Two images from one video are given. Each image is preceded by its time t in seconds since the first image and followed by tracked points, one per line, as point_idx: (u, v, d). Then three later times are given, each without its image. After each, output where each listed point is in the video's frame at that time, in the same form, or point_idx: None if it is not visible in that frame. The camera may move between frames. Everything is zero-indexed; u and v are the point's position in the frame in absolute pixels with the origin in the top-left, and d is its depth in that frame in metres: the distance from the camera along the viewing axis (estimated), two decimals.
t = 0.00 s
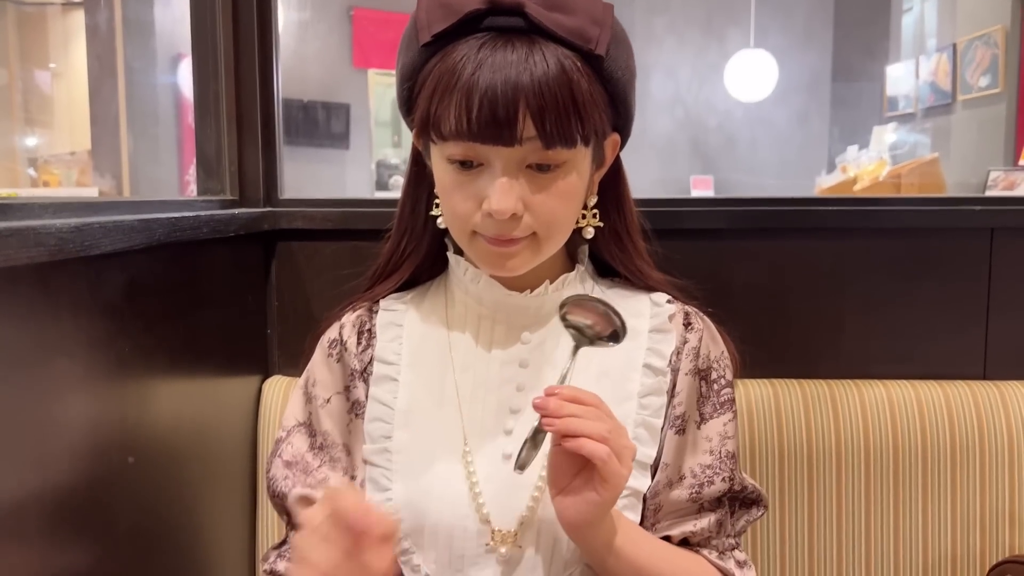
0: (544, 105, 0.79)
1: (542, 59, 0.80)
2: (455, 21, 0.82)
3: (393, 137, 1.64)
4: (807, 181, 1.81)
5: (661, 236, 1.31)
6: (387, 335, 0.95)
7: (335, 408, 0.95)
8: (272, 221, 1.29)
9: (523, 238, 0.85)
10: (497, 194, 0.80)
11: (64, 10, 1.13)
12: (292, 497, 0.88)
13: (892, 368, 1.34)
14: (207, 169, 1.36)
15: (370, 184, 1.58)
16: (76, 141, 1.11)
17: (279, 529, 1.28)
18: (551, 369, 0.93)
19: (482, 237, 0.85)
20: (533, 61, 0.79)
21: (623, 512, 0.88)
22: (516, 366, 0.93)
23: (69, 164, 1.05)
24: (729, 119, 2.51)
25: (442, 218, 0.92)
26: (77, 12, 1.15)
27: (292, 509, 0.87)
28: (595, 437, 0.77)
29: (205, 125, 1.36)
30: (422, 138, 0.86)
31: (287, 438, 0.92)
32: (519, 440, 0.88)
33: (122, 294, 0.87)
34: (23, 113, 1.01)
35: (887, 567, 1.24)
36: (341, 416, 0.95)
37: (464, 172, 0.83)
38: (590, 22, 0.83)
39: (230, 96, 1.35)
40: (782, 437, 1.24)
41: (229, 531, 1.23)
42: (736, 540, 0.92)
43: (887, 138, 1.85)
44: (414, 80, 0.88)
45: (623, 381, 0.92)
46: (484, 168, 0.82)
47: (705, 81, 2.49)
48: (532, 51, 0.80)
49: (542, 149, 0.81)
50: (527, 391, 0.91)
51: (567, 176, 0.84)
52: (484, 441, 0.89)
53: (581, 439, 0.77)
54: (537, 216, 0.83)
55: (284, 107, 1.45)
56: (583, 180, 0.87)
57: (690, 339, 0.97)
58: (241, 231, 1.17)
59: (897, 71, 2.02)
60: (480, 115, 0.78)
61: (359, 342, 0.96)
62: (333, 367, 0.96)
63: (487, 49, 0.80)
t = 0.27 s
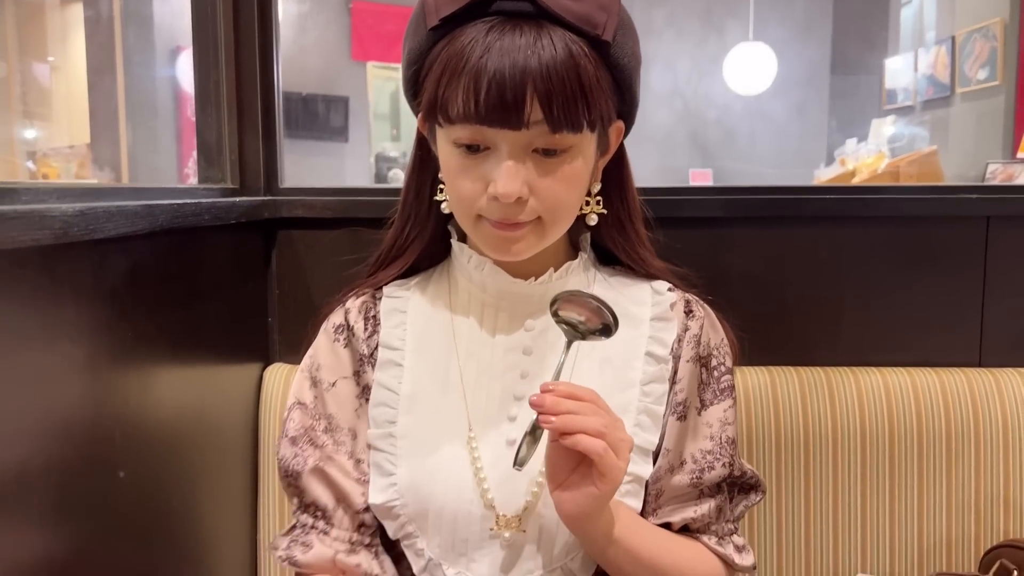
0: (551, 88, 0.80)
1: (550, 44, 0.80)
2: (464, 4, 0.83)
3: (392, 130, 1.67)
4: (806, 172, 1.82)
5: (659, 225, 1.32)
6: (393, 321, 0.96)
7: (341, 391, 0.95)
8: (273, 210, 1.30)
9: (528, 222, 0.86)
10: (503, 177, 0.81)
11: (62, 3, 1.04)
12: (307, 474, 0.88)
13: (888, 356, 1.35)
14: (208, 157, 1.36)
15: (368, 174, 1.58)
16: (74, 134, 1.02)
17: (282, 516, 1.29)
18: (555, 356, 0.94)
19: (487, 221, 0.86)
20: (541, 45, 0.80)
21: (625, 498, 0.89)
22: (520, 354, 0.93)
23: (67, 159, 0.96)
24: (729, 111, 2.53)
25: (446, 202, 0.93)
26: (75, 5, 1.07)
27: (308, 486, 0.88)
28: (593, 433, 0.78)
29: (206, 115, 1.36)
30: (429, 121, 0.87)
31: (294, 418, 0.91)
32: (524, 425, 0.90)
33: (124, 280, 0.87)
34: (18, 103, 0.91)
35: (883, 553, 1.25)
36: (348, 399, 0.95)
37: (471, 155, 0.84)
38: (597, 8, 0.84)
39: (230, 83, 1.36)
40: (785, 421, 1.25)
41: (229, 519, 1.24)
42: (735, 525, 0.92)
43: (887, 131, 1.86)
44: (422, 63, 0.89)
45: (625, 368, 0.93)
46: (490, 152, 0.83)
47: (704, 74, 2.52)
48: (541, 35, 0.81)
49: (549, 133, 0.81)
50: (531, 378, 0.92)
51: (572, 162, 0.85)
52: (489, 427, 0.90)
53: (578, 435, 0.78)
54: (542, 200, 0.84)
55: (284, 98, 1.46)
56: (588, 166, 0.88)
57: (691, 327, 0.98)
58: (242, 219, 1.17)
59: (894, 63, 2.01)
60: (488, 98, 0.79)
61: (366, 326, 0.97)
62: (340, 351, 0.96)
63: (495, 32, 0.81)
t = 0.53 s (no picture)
0: (557, 81, 0.83)
1: (555, 37, 0.84)
2: None
3: (392, 124, 1.73)
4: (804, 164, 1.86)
5: (656, 214, 1.36)
6: (400, 305, 0.99)
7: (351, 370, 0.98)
8: (278, 199, 1.33)
9: (532, 210, 0.89)
10: (508, 166, 0.85)
11: None
12: (327, 445, 0.92)
13: (878, 341, 1.38)
14: (214, 147, 1.40)
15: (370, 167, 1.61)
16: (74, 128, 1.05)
17: (288, 499, 1.31)
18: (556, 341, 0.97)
19: (492, 209, 0.89)
20: (547, 38, 0.83)
21: (625, 476, 0.92)
22: (524, 338, 0.97)
23: (68, 150, 0.98)
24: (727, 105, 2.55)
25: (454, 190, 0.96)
26: None
27: (329, 457, 0.91)
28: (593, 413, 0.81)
29: (213, 105, 1.40)
30: (436, 111, 0.90)
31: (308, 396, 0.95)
32: (528, 407, 0.94)
33: (139, 264, 0.91)
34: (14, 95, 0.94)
35: (872, 533, 1.29)
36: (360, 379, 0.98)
37: (477, 145, 0.87)
38: (602, 3, 0.87)
39: (237, 75, 1.39)
40: (781, 404, 1.29)
41: (236, 502, 1.27)
42: (728, 501, 0.96)
43: (883, 124, 1.87)
44: (430, 55, 0.92)
45: (625, 351, 0.96)
46: (496, 142, 0.86)
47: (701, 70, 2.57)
48: (546, 30, 0.84)
49: (554, 124, 0.85)
50: (534, 360, 0.96)
51: (575, 152, 0.88)
52: (495, 408, 0.94)
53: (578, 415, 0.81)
54: (546, 189, 0.88)
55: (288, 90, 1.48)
56: (591, 156, 0.91)
57: (687, 312, 1.01)
58: (249, 207, 1.21)
59: (892, 58, 2.07)
60: (496, 90, 0.82)
61: (375, 310, 1.01)
62: (351, 333, 1.00)
63: (503, 26, 0.84)
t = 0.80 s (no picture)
0: (561, 75, 0.87)
1: (560, 33, 0.88)
2: None
3: (390, 117, 1.76)
4: (799, 155, 1.89)
5: (651, 202, 1.40)
6: (405, 289, 1.04)
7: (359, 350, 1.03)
8: (284, 187, 1.37)
9: (534, 198, 0.93)
10: (513, 155, 0.89)
11: None
12: (334, 420, 0.97)
13: (866, 326, 1.43)
14: (223, 137, 1.43)
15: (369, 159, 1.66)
16: (74, 121, 1.03)
17: (295, 479, 1.36)
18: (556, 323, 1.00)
19: (496, 195, 0.93)
20: (552, 33, 0.87)
21: (620, 452, 0.95)
22: (524, 320, 1.01)
23: (69, 142, 0.96)
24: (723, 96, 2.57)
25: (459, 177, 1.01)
26: None
27: (336, 432, 0.96)
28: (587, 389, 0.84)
29: (221, 97, 1.43)
30: (444, 102, 0.94)
31: (317, 373, 1.00)
32: (527, 385, 0.97)
33: (155, 248, 0.95)
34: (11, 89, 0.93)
35: (857, 510, 1.34)
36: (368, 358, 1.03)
37: (483, 135, 0.92)
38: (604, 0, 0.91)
39: (243, 68, 1.43)
40: (774, 386, 1.33)
41: (246, 483, 1.31)
42: (719, 477, 1.00)
43: (881, 117, 1.93)
44: (439, 47, 0.96)
45: (621, 333, 0.99)
46: (501, 132, 0.90)
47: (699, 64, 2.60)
48: (552, 25, 0.88)
49: (557, 116, 0.89)
50: (534, 341, 0.99)
51: (577, 143, 0.92)
52: (495, 386, 0.98)
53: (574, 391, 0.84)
54: (548, 177, 0.92)
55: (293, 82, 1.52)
56: (591, 147, 0.95)
57: (681, 296, 1.04)
58: (257, 195, 1.25)
59: (888, 51, 2.09)
60: (502, 82, 0.86)
61: (382, 292, 1.05)
62: (359, 315, 1.05)
63: (510, 21, 0.88)
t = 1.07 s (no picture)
0: (562, 66, 0.92)
1: (560, 26, 0.92)
2: None
3: (389, 110, 1.81)
4: (797, 146, 1.93)
5: (646, 190, 1.44)
6: (409, 270, 1.09)
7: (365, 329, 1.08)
8: (291, 175, 1.41)
9: (536, 184, 0.98)
10: (516, 144, 0.93)
11: None
12: (343, 394, 1.01)
13: (854, 310, 1.48)
14: (232, 127, 1.48)
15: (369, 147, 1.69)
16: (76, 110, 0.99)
17: (302, 457, 1.40)
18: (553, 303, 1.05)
19: (500, 182, 0.98)
20: (553, 27, 0.92)
21: (614, 424, 1.00)
22: (523, 300, 1.05)
23: (71, 135, 0.91)
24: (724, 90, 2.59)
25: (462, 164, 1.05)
26: None
27: (345, 405, 1.01)
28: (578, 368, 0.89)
29: (230, 87, 1.48)
30: (449, 93, 0.99)
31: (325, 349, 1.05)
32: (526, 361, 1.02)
33: (172, 231, 1.00)
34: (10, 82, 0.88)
35: (845, 487, 1.39)
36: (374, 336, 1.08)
37: (487, 124, 0.96)
38: None
39: (251, 60, 1.48)
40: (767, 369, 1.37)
41: (256, 461, 1.36)
42: (709, 449, 1.04)
43: (878, 109, 1.98)
44: (442, 40, 1.00)
45: (615, 312, 1.04)
46: (505, 121, 0.95)
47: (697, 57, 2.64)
48: (552, 18, 0.92)
49: (558, 106, 0.94)
50: (533, 320, 1.04)
51: (576, 132, 0.97)
52: (495, 362, 1.03)
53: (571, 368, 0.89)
54: (549, 164, 0.97)
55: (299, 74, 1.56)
56: (589, 135, 1.00)
57: (673, 276, 1.09)
58: (266, 182, 1.30)
59: (887, 44, 2.14)
60: (507, 74, 0.91)
61: (387, 274, 1.10)
62: (365, 295, 1.09)
63: (513, 15, 0.92)
